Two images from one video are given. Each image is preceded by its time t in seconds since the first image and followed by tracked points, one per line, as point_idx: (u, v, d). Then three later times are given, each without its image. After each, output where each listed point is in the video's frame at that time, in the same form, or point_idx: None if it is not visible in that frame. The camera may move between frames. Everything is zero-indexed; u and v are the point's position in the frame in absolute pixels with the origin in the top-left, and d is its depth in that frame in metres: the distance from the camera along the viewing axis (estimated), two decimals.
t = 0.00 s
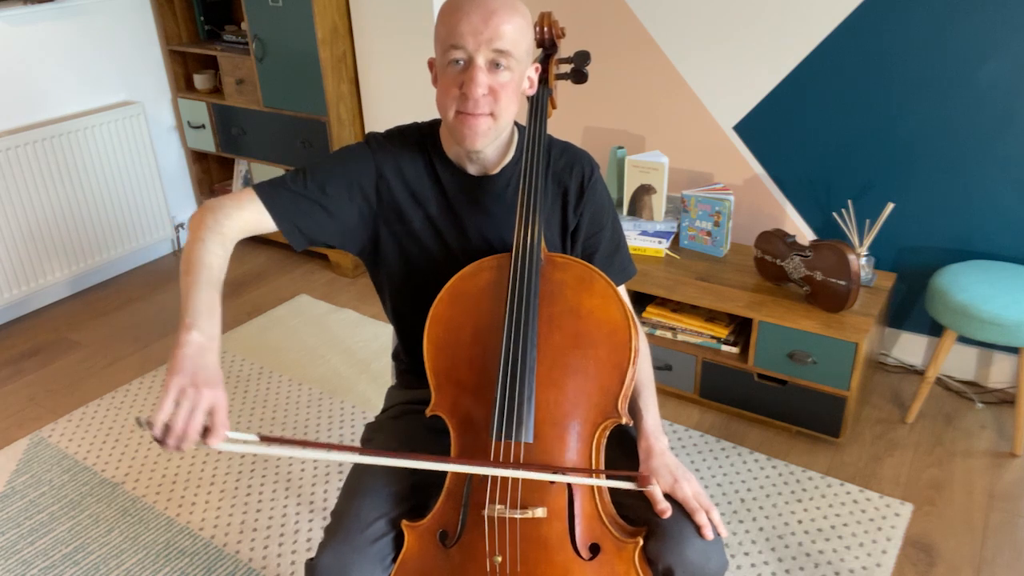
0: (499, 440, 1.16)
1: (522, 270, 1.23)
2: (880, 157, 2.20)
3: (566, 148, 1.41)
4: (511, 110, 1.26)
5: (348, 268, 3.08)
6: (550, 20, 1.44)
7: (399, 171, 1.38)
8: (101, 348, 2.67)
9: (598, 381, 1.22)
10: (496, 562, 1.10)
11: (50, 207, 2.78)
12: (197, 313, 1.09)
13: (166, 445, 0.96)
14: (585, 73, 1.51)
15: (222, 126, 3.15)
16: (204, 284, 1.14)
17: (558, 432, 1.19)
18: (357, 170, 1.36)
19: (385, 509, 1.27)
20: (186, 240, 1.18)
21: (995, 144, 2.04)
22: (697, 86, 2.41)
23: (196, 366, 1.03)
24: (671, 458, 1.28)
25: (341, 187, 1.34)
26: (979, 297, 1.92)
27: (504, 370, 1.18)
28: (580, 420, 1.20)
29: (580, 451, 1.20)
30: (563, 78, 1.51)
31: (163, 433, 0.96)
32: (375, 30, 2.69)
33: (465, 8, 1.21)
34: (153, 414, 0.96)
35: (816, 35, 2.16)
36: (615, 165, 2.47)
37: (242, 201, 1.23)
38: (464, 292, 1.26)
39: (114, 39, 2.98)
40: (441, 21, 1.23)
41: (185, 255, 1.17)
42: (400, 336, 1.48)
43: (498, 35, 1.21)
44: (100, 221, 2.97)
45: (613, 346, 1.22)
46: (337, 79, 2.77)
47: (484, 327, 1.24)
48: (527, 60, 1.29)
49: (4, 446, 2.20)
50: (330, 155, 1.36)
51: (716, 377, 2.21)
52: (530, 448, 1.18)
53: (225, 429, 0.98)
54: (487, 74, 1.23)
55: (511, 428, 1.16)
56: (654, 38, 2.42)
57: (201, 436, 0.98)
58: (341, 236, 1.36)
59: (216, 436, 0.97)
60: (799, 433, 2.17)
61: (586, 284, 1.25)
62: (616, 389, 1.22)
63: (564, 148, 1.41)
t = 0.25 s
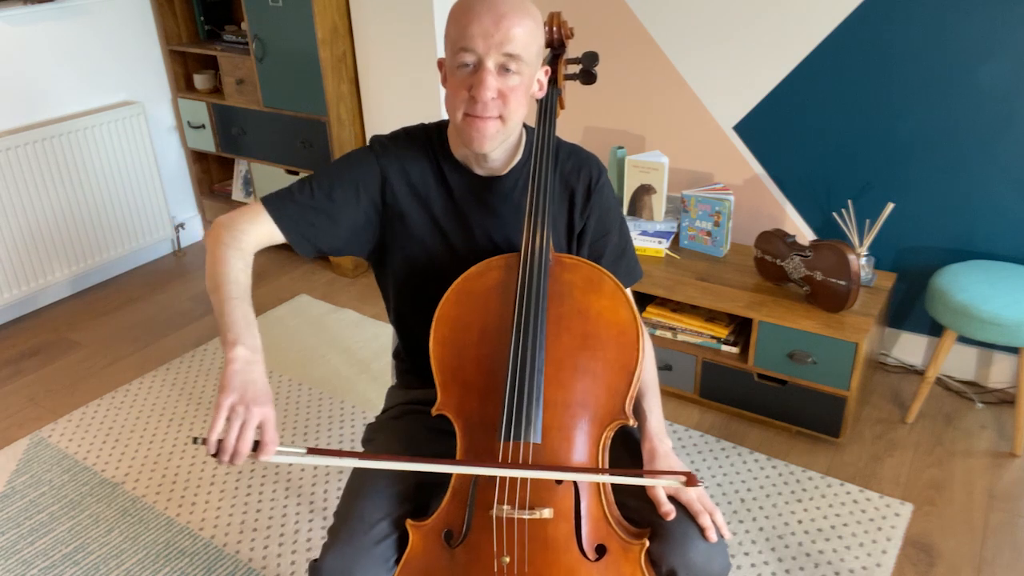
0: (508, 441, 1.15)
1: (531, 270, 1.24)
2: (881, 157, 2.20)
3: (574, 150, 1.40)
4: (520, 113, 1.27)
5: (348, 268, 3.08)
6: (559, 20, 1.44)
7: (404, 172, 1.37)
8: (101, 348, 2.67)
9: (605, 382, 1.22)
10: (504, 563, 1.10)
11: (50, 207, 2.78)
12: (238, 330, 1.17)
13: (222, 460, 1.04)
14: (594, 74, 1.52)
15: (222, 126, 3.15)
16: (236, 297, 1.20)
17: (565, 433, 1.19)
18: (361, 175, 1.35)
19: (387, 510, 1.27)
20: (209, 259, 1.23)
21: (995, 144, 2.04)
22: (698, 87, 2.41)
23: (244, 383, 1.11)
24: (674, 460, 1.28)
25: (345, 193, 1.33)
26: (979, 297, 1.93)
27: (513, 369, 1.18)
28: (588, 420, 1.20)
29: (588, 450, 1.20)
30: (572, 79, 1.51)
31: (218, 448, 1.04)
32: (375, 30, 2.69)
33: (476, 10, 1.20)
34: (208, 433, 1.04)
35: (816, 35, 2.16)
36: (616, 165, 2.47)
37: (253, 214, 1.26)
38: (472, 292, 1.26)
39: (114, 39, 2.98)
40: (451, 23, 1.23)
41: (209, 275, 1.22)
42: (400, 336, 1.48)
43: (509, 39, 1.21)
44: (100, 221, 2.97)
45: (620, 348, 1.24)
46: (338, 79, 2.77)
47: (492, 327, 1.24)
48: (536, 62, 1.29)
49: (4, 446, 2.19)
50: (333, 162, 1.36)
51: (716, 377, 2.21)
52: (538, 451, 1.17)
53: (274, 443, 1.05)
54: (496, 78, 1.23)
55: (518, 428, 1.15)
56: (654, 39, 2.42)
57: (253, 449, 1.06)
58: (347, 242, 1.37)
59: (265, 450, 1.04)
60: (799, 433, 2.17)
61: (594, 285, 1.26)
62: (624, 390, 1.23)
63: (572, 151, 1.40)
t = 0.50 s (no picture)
0: (511, 442, 1.15)
1: (535, 270, 1.24)
2: (881, 157, 2.20)
3: (579, 152, 1.40)
4: (528, 124, 1.27)
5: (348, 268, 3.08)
6: (565, 21, 1.44)
7: (408, 176, 1.37)
8: (101, 348, 2.67)
9: (609, 382, 1.23)
10: (507, 563, 1.10)
11: (50, 207, 2.78)
12: (290, 348, 1.17)
13: (285, 472, 1.04)
14: (599, 75, 1.52)
15: (222, 126, 3.14)
16: (274, 318, 1.22)
17: (569, 433, 1.19)
18: (368, 185, 1.35)
19: (389, 511, 1.27)
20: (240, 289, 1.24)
21: (995, 144, 2.04)
22: (698, 87, 2.41)
23: (303, 397, 1.11)
24: (676, 460, 1.28)
25: (355, 205, 1.33)
26: (979, 298, 1.93)
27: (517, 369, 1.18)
28: (592, 421, 1.21)
29: (592, 451, 1.20)
30: (577, 80, 1.51)
31: (282, 461, 1.05)
32: (375, 30, 2.69)
33: (486, 27, 1.18)
34: (273, 446, 1.04)
35: (816, 35, 2.16)
36: (616, 165, 2.47)
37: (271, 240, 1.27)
38: (476, 292, 1.26)
39: (114, 39, 2.97)
40: (461, 37, 1.21)
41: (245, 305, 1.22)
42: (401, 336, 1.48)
43: (519, 58, 1.19)
44: (100, 221, 2.96)
45: (624, 348, 1.24)
46: (338, 79, 2.77)
47: (496, 328, 1.25)
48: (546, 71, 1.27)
49: (4, 446, 2.19)
50: (340, 175, 1.35)
51: (716, 377, 2.21)
52: (542, 452, 1.17)
53: (338, 455, 1.06)
54: (505, 96, 1.22)
55: (524, 428, 1.15)
56: (654, 39, 2.42)
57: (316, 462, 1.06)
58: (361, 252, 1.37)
59: (330, 462, 1.05)
60: (799, 433, 2.17)
61: (598, 286, 1.26)
62: (628, 391, 1.23)
63: (578, 152, 1.40)
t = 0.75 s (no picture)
0: (514, 441, 1.15)
1: (537, 271, 1.24)
2: (882, 157, 2.20)
3: (582, 152, 1.39)
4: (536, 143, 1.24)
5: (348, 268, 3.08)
6: (567, 21, 1.45)
7: (409, 180, 1.37)
8: (100, 349, 2.66)
9: (610, 382, 1.23)
10: (509, 563, 1.10)
11: (50, 207, 2.78)
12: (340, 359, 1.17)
13: (343, 481, 1.07)
14: (601, 75, 1.52)
15: (222, 126, 3.14)
16: (316, 336, 1.23)
17: (570, 433, 1.19)
18: (370, 198, 1.36)
19: (391, 511, 1.27)
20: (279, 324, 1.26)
21: (995, 145, 2.05)
22: (698, 87, 2.41)
23: (358, 407, 1.11)
24: (677, 460, 1.28)
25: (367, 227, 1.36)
26: (979, 298, 1.93)
27: (518, 369, 1.18)
28: (593, 421, 1.21)
29: (593, 452, 1.20)
30: (579, 80, 1.52)
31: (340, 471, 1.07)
32: (375, 30, 2.69)
33: (496, 70, 1.11)
34: (329, 459, 1.06)
35: (816, 35, 2.17)
36: (616, 165, 2.47)
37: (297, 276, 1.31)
38: (477, 292, 1.26)
39: (114, 39, 2.97)
40: (469, 74, 1.14)
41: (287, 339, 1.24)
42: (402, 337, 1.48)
43: (530, 98, 1.14)
44: (100, 222, 2.96)
45: (626, 349, 1.24)
46: (338, 79, 2.77)
47: (497, 327, 1.24)
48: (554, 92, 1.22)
49: (4, 446, 2.19)
50: (344, 196, 1.36)
51: (716, 377, 2.22)
52: (543, 452, 1.17)
53: (391, 464, 1.08)
54: (516, 131, 1.18)
55: (524, 429, 1.15)
56: (654, 39, 2.42)
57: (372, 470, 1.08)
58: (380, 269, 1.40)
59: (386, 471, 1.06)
60: (799, 433, 2.17)
61: (600, 286, 1.26)
62: (629, 391, 1.23)
63: (581, 153, 1.40)
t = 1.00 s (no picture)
0: (514, 441, 1.15)
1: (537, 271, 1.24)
2: (883, 157, 2.20)
3: (582, 152, 1.39)
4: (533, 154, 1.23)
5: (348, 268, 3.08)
6: (565, 21, 1.45)
7: (408, 185, 1.37)
8: (100, 348, 2.66)
9: (610, 382, 1.23)
10: (509, 563, 1.11)
11: (50, 207, 2.78)
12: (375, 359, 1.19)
13: (378, 481, 1.10)
14: (600, 75, 1.51)
15: (222, 126, 3.14)
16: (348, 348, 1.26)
17: (570, 434, 1.19)
18: (372, 208, 1.36)
19: (391, 511, 1.27)
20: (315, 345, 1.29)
21: (996, 145, 2.05)
22: (698, 86, 2.41)
23: (388, 408, 1.12)
24: (677, 460, 1.28)
25: (376, 245, 1.37)
26: (979, 297, 1.93)
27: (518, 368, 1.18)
28: (593, 421, 1.21)
29: (593, 452, 1.20)
30: (578, 80, 1.51)
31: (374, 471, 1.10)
32: (375, 29, 2.69)
33: (488, 97, 1.11)
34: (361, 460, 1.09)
35: (816, 35, 2.16)
36: (616, 165, 2.47)
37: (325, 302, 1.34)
38: (477, 292, 1.26)
39: (114, 39, 2.97)
40: (463, 97, 1.13)
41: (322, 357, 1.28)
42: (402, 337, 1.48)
43: (523, 122, 1.13)
44: (101, 222, 2.96)
45: (626, 349, 1.24)
46: (338, 79, 2.77)
47: (496, 327, 1.24)
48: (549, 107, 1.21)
49: (4, 446, 2.19)
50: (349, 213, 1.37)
51: (716, 377, 2.22)
52: (543, 452, 1.17)
53: (421, 467, 1.08)
54: (511, 150, 1.17)
55: (525, 428, 1.15)
56: (654, 39, 2.42)
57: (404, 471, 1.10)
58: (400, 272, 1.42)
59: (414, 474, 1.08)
60: (799, 433, 2.17)
61: (600, 286, 1.26)
62: (629, 391, 1.23)
63: (580, 153, 1.40)
